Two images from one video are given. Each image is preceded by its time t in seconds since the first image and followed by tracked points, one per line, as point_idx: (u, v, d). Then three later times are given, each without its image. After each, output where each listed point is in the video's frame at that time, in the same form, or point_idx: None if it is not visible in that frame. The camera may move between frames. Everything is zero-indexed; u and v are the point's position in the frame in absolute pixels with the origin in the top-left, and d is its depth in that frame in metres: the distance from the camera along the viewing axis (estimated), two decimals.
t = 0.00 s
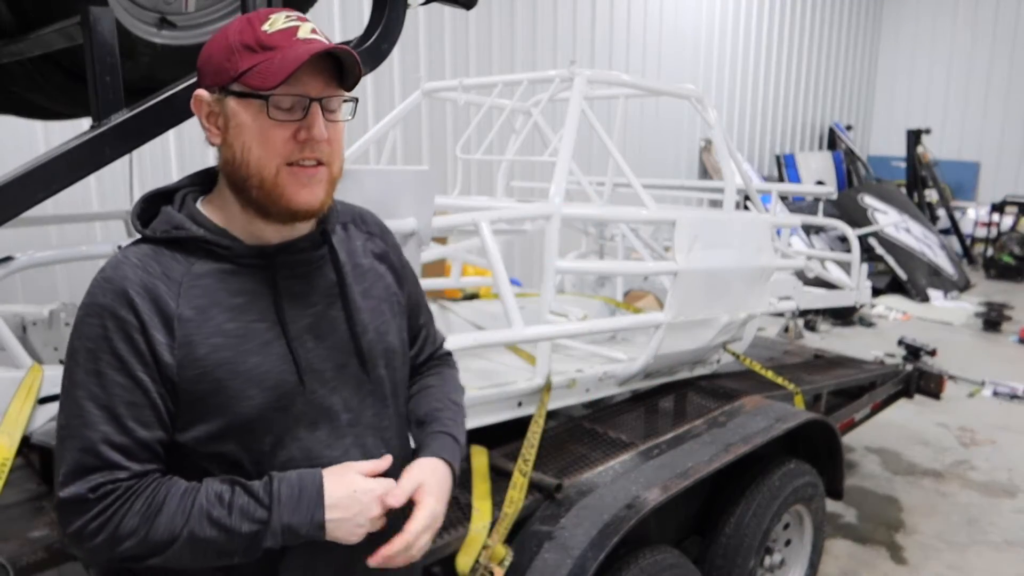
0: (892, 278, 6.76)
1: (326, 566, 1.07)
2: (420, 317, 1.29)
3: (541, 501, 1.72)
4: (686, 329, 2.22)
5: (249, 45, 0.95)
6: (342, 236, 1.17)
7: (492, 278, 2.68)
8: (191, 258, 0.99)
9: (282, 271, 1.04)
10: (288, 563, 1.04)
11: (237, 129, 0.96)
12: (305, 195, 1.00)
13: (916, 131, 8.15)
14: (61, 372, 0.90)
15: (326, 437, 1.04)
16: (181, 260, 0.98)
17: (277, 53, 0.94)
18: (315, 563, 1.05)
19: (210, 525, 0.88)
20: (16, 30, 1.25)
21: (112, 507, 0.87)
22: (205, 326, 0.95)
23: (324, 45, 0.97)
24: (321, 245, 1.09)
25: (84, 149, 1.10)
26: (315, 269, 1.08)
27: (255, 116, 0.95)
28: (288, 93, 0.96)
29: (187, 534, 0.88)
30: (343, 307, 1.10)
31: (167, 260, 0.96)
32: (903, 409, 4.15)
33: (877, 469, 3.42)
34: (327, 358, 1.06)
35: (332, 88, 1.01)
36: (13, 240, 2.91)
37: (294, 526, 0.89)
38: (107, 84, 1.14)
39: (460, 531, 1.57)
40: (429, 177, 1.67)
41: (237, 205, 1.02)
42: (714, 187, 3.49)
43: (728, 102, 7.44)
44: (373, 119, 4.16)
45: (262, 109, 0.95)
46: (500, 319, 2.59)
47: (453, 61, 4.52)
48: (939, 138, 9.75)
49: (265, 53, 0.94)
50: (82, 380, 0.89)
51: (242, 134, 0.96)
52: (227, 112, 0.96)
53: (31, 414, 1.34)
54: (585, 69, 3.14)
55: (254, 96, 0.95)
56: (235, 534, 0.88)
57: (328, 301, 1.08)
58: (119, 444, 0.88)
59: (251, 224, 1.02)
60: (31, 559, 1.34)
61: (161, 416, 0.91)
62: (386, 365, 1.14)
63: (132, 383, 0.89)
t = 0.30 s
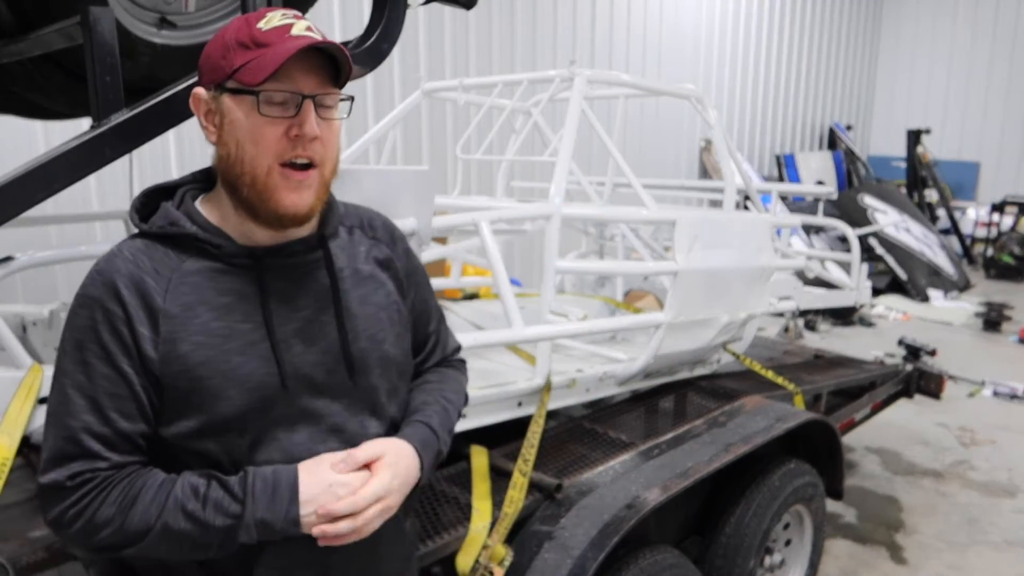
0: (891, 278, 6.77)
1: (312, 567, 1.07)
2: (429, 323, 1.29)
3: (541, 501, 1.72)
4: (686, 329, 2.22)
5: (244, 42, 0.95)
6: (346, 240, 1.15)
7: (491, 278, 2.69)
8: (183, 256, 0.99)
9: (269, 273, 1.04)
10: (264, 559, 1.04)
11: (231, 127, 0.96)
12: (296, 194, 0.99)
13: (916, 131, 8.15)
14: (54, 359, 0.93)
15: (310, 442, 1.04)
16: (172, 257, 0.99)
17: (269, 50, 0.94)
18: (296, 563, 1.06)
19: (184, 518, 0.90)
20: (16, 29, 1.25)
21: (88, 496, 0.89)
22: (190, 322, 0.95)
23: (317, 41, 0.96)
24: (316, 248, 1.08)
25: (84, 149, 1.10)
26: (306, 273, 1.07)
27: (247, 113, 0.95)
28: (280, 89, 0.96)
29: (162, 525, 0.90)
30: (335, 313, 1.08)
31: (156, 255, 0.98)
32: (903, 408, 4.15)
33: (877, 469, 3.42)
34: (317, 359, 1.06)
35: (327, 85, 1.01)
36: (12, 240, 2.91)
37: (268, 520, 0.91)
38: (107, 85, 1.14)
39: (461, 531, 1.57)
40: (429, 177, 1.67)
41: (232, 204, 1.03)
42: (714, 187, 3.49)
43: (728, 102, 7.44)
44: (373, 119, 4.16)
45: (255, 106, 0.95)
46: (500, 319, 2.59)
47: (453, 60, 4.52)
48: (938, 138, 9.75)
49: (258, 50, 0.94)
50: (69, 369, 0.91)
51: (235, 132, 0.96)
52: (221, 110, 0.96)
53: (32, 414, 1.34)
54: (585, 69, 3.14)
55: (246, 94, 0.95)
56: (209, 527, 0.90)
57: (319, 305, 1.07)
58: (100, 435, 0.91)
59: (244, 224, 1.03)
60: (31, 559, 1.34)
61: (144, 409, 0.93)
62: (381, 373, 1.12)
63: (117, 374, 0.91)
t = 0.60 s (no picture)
0: (891, 278, 6.77)
1: (309, 567, 1.07)
2: (433, 330, 1.24)
3: (541, 501, 1.73)
4: (686, 329, 2.21)
5: (248, 36, 0.96)
6: (348, 239, 1.14)
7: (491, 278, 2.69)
8: (188, 248, 0.99)
9: (271, 269, 1.04)
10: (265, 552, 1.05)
11: (235, 120, 0.97)
12: (298, 187, 1.00)
13: (916, 130, 8.15)
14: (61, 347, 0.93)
15: (309, 440, 1.04)
16: (177, 247, 0.99)
17: (273, 43, 0.95)
18: (291, 563, 1.06)
19: (196, 504, 0.91)
20: (16, 29, 1.26)
21: (98, 484, 0.90)
22: (194, 313, 0.96)
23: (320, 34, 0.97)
24: (319, 245, 1.08)
25: (84, 149, 1.10)
26: (307, 269, 1.07)
27: (252, 106, 0.96)
28: (285, 81, 0.96)
29: (173, 513, 0.90)
30: (335, 310, 1.08)
31: (163, 244, 0.98)
32: (903, 409, 4.15)
33: (877, 469, 3.42)
34: (317, 356, 1.06)
35: (330, 80, 1.01)
36: (12, 240, 2.91)
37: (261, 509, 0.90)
38: (107, 84, 1.14)
39: (461, 531, 1.57)
40: (428, 177, 1.67)
41: (235, 200, 1.03)
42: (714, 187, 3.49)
43: (728, 102, 7.44)
44: (373, 119, 4.16)
45: (260, 99, 0.96)
46: (500, 319, 2.59)
47: (453, 60, 4.52)
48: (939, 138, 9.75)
49: (263, 43, 0.95)
50: (76, 358, 0.92)
51: (239, 124, 0.97)
52: (226, 103, 0.97)
53: (32, 414, 1.34)
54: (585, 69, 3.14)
55: (251, 87, 0.96)
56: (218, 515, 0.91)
57: (320, 301, 1.07)
58: (109, 422, 0.91)
59: (248, 219, 1.03)
60: (31, 560, 1.34)
61: (152, 397, 0.94)
62: (380, 373, 1.12)
63: (126, 362, 0.92)
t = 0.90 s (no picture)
0: (891, 278, 6.77)
1: (329, 564, 1.07)
2: (446, 326, 1.26)
3: (541, 500, 1.73)
4: (687, 329, 2.21)
5: (266, 34, 0.96)
6: (365, 237, 1.14)
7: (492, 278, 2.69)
8: (207, 247, 0.99)
9: (289, 267, 1.03)
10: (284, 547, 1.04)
11: (257, 117, 0.97)
12: (320, 181, 1.00)
13: (916, 130, 8.14)
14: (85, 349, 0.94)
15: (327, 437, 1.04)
16: (197, 246, 0.99)
17: (293, 39, 0.95)
18: (311, 559, 1.05)
19: (218, 502, 0.90)
20: (16, 29, 1.26)
21: (123, 481, 0.90)
22: (213, 312, 0.95)
23: (340, 29, 0.97)
24: (336, 243, 1.08)
25: (84, 149, 1.10)
26: (327, 268, 1.07)
27: (274, 102, 0.96)
28: (305, 78, 0.96)
29: (196, 510, 0.90)
30: (353, 307, 1.08)
31: (182, 244, 0.98)
32: (903, 408, 4.15)
33: (878, 469, 3.42)
34: (335, 353, 1.05)
35: (347, 76, 1.02)
36: (12, 240, 2.91)
37: (275, 506, 0.89)
38: (107, 84, 1.14)
39: (460, 531, 1.57)
40: (428, 177, 1.67)
41: (255, 198, 1.03)
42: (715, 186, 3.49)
43: (728, 102, 7.44)
44: (372, 119, 4.16)
45: (281, 94, 0.96)
46: (500, 319, 2.59)
47: (452, 60, 4.52)
48: (938, 138, 9.75)
49: (282, 40, 0.95)
50: (99, 356, 0.92)
51: (260, 121, 0.97)
52: (246, 101, 0.97)
53: (31, 414, 1.33)
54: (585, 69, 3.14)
55: (273, 83, 0.95)
56: (240, 512, 0.90)
57: (337, 298, 1.07)
58: (133, 420, 0.91)
59: (268, 217, 1.03)
60: (33, 560, 1.34)
61: (174, 394, 0.94)
62: (398, 370, 1.13)
63: (147, 360, 0.91)
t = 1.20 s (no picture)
0: (891, 278, 6.76)
1: (349, 551, 1.07)
2: (446, 315, 1.31)
3: (541, 500, 1.73)
4: (687, 330, 2.21)
5: (307, 30, 0.99)
6: (367, 232, 1.16)
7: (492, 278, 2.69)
8: (217, 242, 0.99)
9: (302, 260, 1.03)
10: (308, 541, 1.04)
11: (297, 103, 0.97)
12: (352, 170, 1.02)
13: (916, 130, 8.14)
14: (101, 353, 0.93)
15: (347, 425, 1.03)
16: (208, 247, 0.98)
17: (339, 37, 0.99)
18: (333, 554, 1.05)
19: (241, 504, 0.89)
20: (15, 29, 1.26)
21: (147, 484, 0.89)
22: (229, 308, 0.95)
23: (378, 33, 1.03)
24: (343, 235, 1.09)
25: (83, 149, 1.10)
26: (336, 258, 1.07)
27: (316, 91, 0.98)
28: (345, 73, 0.99)
29: (220, 512, 0.89)
30: (363, 297, 1.07)
31: (193, 245, 0.97)
32: (903, 408, 4.15)
33: (878, 469, 3.42)
34: (349, 345, 1.04)
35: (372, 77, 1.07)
36: (12, 240, 2.91)
37: (305, 505, 0.88)
38: (107, 84, 1.14)
39: (460, 531, 1.57)
40: (427, 176, 1.67)
41: (274, 186, 1.03)
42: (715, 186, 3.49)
43: (728, 102, 7.44)
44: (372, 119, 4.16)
45: (323, 85, 0.98)
46: (500, 319, 2.59)
47: (452, 61, 4.52)
48: (938, 138, 9.74)
49: (327, 37, 0.99)
50: (116, 361, 0.91)
51: (294, 107, 0.97)
52: (285, 88, 0.97)
53: (31, 414, 1.33)
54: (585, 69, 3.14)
55: (316, 74, 0.98)
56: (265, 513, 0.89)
57: (348, 290, 1.06)
58: (153, 422, 0.91)
59: (285, 205, 1.04)
60: (33, 559, 1.34)
61: (191, 396, 0.93)
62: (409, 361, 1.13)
63: (162, 363, 0.91)
